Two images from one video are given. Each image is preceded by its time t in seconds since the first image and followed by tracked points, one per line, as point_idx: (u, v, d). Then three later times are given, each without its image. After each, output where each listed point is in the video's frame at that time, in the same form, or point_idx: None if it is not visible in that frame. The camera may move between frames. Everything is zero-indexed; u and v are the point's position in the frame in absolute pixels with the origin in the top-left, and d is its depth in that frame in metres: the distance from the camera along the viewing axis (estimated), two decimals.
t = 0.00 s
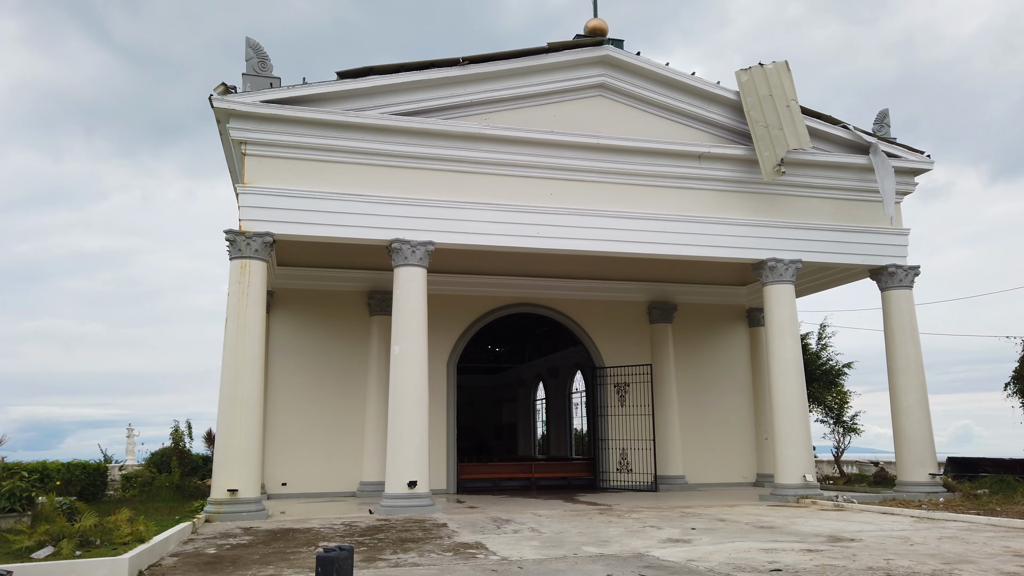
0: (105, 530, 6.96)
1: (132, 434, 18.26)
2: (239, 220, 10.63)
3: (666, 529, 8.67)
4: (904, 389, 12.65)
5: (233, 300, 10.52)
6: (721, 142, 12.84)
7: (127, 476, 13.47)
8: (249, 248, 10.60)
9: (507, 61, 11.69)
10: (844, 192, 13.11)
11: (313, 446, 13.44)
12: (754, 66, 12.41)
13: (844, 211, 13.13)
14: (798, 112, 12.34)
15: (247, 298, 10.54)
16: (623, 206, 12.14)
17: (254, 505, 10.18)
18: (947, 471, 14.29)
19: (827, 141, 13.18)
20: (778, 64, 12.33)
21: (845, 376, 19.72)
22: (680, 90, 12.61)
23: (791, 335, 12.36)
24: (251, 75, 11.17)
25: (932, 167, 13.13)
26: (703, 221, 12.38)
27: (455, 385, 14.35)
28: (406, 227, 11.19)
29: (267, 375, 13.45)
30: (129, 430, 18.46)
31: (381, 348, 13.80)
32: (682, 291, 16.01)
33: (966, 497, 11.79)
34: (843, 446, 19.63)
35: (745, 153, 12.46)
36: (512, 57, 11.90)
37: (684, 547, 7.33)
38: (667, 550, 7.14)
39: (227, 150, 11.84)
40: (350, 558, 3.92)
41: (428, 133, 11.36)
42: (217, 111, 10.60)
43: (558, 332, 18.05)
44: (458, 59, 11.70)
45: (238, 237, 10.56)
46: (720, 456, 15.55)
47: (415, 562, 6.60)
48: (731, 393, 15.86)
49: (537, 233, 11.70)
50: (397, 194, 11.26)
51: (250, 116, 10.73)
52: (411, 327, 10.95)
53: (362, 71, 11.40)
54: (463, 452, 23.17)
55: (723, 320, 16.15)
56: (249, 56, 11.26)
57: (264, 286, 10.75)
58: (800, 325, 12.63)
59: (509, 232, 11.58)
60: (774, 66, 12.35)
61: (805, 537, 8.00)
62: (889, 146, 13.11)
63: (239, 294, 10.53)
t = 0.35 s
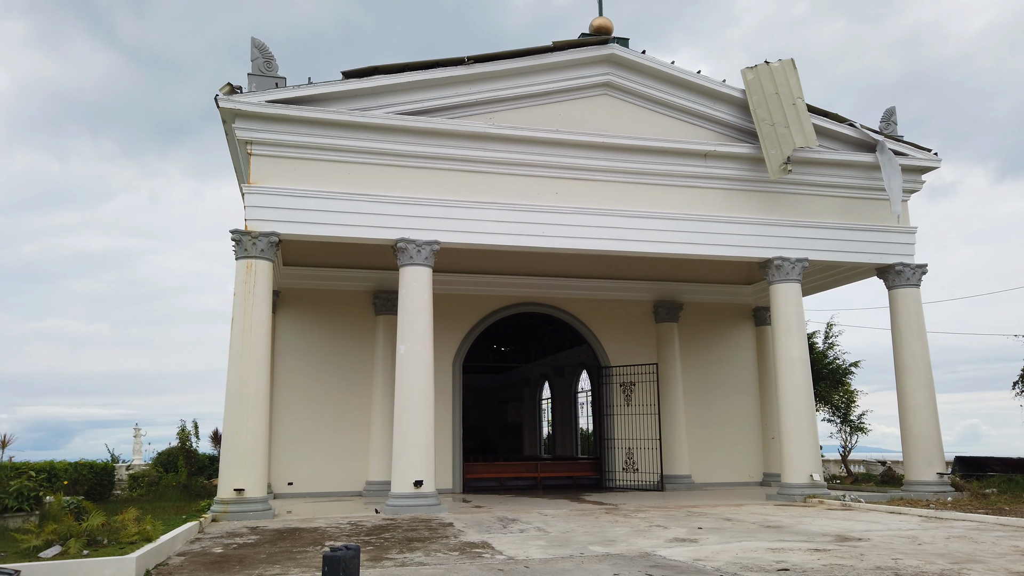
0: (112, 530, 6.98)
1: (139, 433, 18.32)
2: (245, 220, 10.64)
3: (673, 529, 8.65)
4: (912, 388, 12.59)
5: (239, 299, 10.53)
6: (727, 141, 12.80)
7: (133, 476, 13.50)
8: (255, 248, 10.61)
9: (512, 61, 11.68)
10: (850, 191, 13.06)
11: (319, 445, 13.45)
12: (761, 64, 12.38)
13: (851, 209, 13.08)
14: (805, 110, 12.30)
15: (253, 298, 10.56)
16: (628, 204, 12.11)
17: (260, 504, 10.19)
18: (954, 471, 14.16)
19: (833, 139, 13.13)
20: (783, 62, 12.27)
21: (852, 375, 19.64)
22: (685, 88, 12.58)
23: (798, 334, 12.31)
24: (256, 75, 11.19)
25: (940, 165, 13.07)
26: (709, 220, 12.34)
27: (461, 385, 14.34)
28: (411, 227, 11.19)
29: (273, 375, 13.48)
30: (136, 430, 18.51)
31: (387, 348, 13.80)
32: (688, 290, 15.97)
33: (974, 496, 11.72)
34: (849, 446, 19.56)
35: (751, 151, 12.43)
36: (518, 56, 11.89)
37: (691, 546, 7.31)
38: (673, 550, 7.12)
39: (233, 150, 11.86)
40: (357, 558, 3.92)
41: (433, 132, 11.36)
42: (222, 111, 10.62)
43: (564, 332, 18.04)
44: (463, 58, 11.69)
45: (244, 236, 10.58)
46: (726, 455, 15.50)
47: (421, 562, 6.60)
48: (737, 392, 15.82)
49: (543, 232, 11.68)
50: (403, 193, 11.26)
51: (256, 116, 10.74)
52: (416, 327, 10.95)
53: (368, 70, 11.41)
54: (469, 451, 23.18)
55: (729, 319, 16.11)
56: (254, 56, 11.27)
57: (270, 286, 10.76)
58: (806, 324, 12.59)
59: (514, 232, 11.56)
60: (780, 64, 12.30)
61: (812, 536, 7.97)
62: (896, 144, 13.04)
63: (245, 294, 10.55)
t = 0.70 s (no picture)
0: (119, 530, 7.01)
1: (146, 433, 18.38)
2: (251, 221, 10.68)
3: (679, 529, 8.64)
4: (919, 388, 12.55)
5: (246, 300, 10.57)
6: (732, 141, 12.78)
7: (141, 476, 13.54)
8: (261, 249, 10.65)
9: (517, 61, 11.68)
10: (856, 190, 13.03)
11: (325, 445, 13.48)
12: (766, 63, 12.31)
13: (857, 209, 13.04)
14: (810, 110, 12.21)
15: (259, 299, 10.59)
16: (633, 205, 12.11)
17: (267, 504, 10.22)
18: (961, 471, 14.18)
19: (838, 138, 13.11)
20: (790, 61, 12.10)
21: (859, 375, 19.58)
22: (690, 88, 12.57)
23: (804, 333, 12.29)
24: (262, 76, 11.22)
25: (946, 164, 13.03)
26: (714, 220, 12.32)
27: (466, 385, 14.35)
28: (416, 227, 11.21)
29: (279, 375, 13.52)
30: (143, 431, 18.58)
31: (392, 348, 13.82)
32: (693, 290, 15.95)
33: (982, 496, 11.69)
34: (856, 446, 19.50)
35: (757, 151, 12.41)
36: (523, 57, 11.89)
37: (697, 547, 7.31)
38: (679, 550, 7.12)
39: (239, 151, 11.90)
40: (363, 558, 3.93)
41: (438, 133, 11.37)
42: (228, 112, 10.65)
43: (570, 332, 18.04)
44: (468, 59, 11.70)
45: (250, 237, 10.61)
46: (732, 455, 15.48)
47: (428, 562, 6.61)
48: (743, 392, 15.79)
49: (548, 233, 11.69)
50: (408, 194, 11.28)
51: (262, 117, 10.77)
52: (422, 327, 10.97)
53: (373, 71, 11.43)
54: (475, 452, 23.19)
55: (734, 319, 16.08)
56: (260, 57, 11.31)
57: (277, 286, 10.79)
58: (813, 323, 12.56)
59: (519, 232, 11.57)
60: (786, 63, 12.15)
61: (819, 537, 7.95)
62: (903, 143, 12.99)
63: (252, 294, 10.58)
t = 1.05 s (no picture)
0: (127, 530, 7.03)
1: (154, 434, 18.43)
2: (258, 223, 10.70)
3: (686, 530, 8.62)
4: (927, 388, 12.49)
5: (252, 301, 10.59)
6: (739, 140, 12.75)
7: (148, 476, 13.57)
8: (268, 250, 10.66)
9: (523, 61, 11.69)
10: (864, 190, 12.97)
11: (332, 446, 13.50)
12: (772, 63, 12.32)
13: (864, 208, 12.99)
14: (817, 109, 12.19)
15: (266, 300, 10.61)
16: (639, 205, 12.09)
17: (274, 504, 10.25)
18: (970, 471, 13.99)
19: (845, 137, 13.06)
20: (796, 61, 12.16)
21: (866, 375, 19.50)
22: (696, 88, 12.54)
23: (811, 333, 12.25)
24: (269, 78, 11.25)
25: (954, 163, 12.96)
26: (720, 220, 12.28)
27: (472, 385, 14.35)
28: (423, 228, 11.21)
29: (286, 375, 13.55)
30: (151, 431, 18.63)
31: (399, 349, 13.83)
32: (700, 290, 15.92)
33: (991, 497, 11.63)
34: (864, 446, 19.43)
35: (764, 151, 12.38)
36: (528, 57, 11.89)
37: (704, 547, 7.29)
38: (687, 551, 7.11)
39: (246, 153, 11.93)
40: (371, 558, 3.94)
41: (444, 134, 11.38)
42: (235, 114, 10.68)
43: (576, 332, 18.03)
44: (474, 60, 11.71)
45: (257, 238, 10.64)
46: (739, 456, 15.44)
47: (435, 563, 6.61)
48: (750, 392, 15.74)
49: (554, 233, 11.68)
50: (414, 195, 11.29)
51: (269, 118, 10.81)
52: (428, 328, 10.97)
53: (379, 72, 11.44)
54: (481, 452, 23.19)
55: (741, 320, 16.04)
56: (266, 59, 11.34)
57: (283, 287, 10.81)
58: (820, 322, 12.51)
59: (525, 233, 11.57)
60: (793, 62, 12.16)
61: (827, 537, 7.93)
62: (910, 142, 12.94)
63: (258, 295, 10.60)
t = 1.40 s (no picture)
0: (135, 528, 7.06)
1: (161, 433, 18.50)
2: (264, 222, 10.72)
3: (693, 529, 8.60)
4: (935, 387, 12.44)
5: (259, 301, 10.61)
6: (745, 138, 12.71)
7: (156, 475, 13.62)
8: (274, 249, 10.68)
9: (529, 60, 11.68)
10: (871, 187, 12.92)
11: (338, 445, 13.52)
12: (779, 61, 12.27)
13: (871, 206, 12.93)
14: (824, 107, 12.13)
15: (273, 299, 10.63)
16: (645, 203, 12.06)
17: (281, 503, 10.26)
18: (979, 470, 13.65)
19: (853, 135, 13.02)
20: (803, 59, 12.12)
21: (874, 373, 19.43)
22: (702, 86, 12.50)
23: (818, 332, 12.20)
24: (275, 77, 11.26)
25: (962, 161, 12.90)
26: (727, 218, 12.24)
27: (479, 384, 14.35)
28: (429, 227, 11.21)
29: (292, 374, 13.57)
30: (158, 430, 18.70)
31: (405, 348, 13.83)
32: (707, 289, 15.88)
33: (1000, 496, 11.55)
34: (872, 445, 19.35)
35: (770, 149, 12.34)
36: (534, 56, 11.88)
37: (712, 546, 7.27)
38: (694, 550, 7.08)
39: (252, 152, 11.96)
40: (377, 557, 3.93)
41: (450, 132, 11.38)
42: (242, 113, 10.70)
43: (582, 331, 18.02)
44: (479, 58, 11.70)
45: (263, 237, 10.66)
46: (746, 455, 15.40)
47: (442, 561, 6.60)
48: (757, 391, 15.70)
49: (560, 232, 11.65)
50: (419, 194, 11.28)
51: (275, 118, 10.82)
52: (434, 327, 10.97)
53: (385, 71, 11.44)
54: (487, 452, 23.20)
55: (748, 318, 15.99)
56: (272, 58, 11.35)
57: (290, 286, 10.83)
58: (827, 321, 12.47)
59: (531, 231, 11.54)
60: (799, 60, 12.15)
61: (835, 536, 7.90)
62: (918, 140, 12.87)
63: (265, 295, 10.62)
